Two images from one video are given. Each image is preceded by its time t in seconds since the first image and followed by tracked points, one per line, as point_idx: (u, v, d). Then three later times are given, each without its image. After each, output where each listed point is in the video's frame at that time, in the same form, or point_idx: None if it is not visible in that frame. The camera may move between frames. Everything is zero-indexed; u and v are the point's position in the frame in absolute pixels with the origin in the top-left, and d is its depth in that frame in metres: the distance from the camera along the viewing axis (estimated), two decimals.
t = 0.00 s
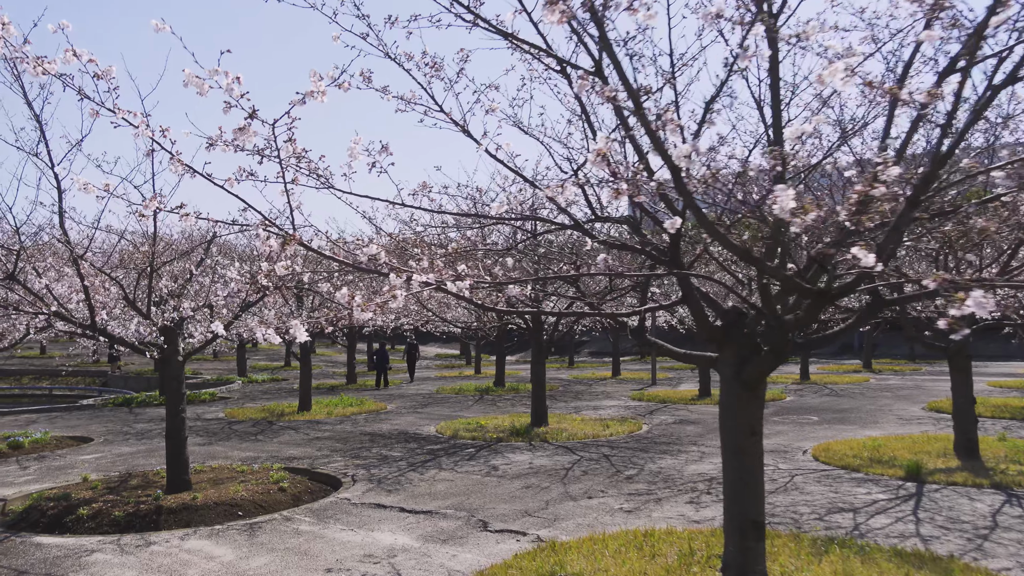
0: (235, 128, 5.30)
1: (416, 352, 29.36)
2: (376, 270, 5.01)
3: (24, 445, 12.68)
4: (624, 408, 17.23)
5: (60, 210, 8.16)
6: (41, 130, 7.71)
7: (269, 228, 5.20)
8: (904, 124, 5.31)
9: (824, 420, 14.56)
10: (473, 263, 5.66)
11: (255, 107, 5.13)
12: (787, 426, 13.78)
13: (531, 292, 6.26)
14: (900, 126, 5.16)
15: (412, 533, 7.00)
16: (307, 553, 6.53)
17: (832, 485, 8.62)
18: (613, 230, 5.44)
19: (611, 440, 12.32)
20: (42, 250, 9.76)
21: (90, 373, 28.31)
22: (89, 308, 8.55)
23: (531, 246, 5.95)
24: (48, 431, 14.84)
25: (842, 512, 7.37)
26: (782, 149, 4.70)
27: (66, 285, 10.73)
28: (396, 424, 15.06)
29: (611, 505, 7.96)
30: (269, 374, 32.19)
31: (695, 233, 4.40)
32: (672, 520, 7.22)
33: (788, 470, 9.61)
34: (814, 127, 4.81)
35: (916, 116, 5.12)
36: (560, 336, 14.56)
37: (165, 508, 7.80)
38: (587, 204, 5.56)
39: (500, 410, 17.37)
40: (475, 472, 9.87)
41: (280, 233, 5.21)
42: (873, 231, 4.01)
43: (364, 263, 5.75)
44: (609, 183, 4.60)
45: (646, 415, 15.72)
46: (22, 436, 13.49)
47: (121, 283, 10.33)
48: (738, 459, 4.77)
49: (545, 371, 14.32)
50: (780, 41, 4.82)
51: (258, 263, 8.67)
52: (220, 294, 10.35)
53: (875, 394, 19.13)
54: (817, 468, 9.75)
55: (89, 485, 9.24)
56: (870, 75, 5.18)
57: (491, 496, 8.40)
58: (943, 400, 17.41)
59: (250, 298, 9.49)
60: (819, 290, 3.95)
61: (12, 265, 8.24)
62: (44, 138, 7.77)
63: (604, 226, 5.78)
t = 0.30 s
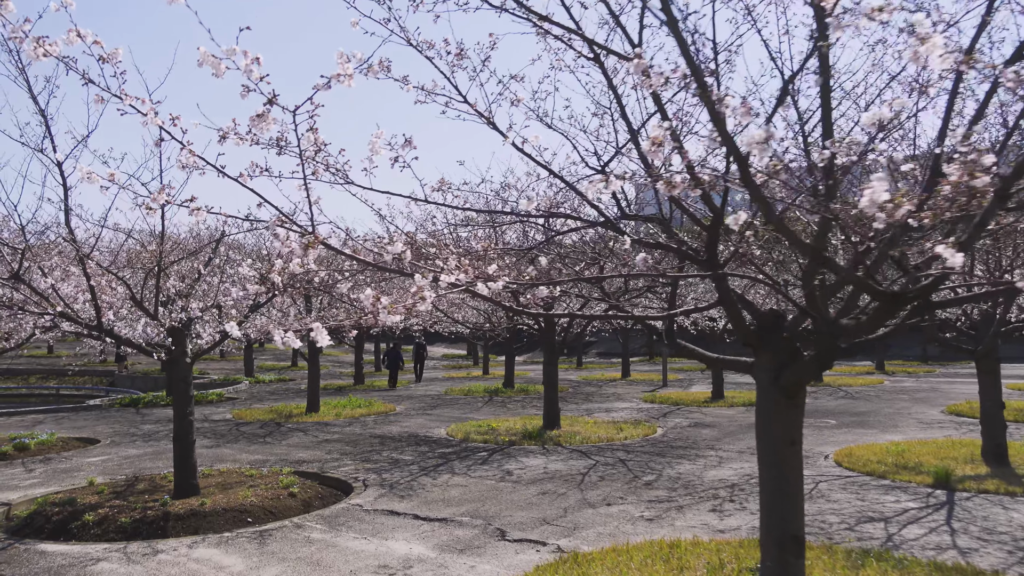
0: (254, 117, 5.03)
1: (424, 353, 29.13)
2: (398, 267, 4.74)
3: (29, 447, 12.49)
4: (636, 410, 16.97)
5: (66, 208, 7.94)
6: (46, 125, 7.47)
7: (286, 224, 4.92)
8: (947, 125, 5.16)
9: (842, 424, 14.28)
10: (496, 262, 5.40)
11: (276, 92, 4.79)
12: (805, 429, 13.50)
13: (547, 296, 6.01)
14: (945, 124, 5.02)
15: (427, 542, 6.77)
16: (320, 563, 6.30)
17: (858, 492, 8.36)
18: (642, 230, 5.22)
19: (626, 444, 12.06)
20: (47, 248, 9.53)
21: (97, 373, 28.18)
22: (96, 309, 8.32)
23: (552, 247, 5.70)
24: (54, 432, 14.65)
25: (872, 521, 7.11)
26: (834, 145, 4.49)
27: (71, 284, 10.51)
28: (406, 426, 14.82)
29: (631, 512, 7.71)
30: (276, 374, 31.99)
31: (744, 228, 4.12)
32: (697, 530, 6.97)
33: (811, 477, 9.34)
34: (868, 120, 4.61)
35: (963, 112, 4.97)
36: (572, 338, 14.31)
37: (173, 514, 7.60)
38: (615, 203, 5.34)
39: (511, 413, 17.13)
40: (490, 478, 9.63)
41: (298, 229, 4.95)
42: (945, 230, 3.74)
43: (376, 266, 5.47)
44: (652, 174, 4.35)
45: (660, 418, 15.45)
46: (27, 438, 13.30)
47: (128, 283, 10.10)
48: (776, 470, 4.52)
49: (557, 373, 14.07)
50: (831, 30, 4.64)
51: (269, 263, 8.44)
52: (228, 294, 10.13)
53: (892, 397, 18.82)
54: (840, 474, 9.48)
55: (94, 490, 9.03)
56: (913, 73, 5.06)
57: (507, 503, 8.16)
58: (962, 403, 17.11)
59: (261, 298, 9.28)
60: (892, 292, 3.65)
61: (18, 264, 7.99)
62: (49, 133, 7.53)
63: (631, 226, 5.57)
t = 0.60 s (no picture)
0: (278, 94, 4.78)
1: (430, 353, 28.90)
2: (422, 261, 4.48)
3: (34, 447, 12.28)
4: (649, 411, 16.70)
5: (71, 202, 7.70)
6: (50, 116, 7.24)
7: (305, 213, 4.66)
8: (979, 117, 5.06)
9: (860, 425, 14.00)
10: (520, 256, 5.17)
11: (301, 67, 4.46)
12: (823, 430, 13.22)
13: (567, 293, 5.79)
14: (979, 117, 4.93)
15: (443, 548, 6.53)
16: (333, 570, 6.06)
17: (886, 497, 8.09)
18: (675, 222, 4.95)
19: (642, 446, 11.80)
20: (51, 244, 9.30)
21: (102, 373, 28.03)
22: (102, 307, 8.08)
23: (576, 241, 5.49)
24: (59, 433, 14.45)
25: (905, 527, 6.85)
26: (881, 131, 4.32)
27: (76, 282, 10.28)
28: (415, 427, 14.58)
29: (654, 517, 7.45)
30: (282, 374, 31.80)
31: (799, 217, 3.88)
32: (723, 536, 6.71)
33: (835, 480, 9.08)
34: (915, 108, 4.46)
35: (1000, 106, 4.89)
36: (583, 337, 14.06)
37: (181, 518, 7.37)
38: (645, 194, 5.16)
39: (521, 413, 16.88)
40: (504, 481, 9.38)
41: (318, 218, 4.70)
42: (1021, 218, 3.50)
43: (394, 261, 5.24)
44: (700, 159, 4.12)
45: (673, 419, 15.18)
46: (32, 439, 13.10)
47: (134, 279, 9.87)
48: (819, 475, 4.29)
49: (569, 373, 13.82)
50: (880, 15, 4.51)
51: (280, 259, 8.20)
52: (237, 292, 9.90)
53: (908, 398, 18.52)
54: (865, 477, 9.22)
55: (100, 492, 8.82)
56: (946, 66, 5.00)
57: (524, 507, 7.92)
58: (980, 404, 16.81)
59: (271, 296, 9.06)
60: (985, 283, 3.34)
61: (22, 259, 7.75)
62: (53, 125, 7.29)
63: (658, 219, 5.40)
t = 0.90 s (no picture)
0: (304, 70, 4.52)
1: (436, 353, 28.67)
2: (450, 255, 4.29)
3: (38, 451, 12.09)
4: (660, 412, 16.46)
5: (73, 200, 7.47)
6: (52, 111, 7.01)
7: (324, 203, 4.46)
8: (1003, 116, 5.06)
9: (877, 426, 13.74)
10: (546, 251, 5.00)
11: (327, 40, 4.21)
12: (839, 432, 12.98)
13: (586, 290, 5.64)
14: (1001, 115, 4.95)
15: (460, 557, 6.31)
16: None
17: (914, 501, 7.86)
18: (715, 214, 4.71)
19: (656, 448, 11.57)
20: (54, 243, 9.07)
21: (107, 375, 27.88)
22: (106, 307, 7.86)
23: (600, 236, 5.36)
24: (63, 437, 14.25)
25: (938, 534, 6.61)
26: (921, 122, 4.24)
27: (80, 282, 10.07)
28: (424, 429, 14.37)
29: (675, 523, 7.23)
30: (287, 375, 31.65)
31: (852, 207, 3.73)
32: (750, 543, 6.48)
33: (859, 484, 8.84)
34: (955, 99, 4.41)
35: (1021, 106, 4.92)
36: (594, 337, 13.83)
37: (187, 525, 7.16)
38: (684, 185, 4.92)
39: (530, 415, 16.64)
40: (519, 485, 9.15)
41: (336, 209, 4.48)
42: None
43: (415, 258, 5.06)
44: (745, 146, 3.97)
45: (686, 420, 14.94)
46: (36, 442, 12.90)
47: (139, 279, 9.64)
48: (864, 483, 4.05)
49: (580, 373, 13.58)
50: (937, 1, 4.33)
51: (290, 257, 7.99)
52: (244, 291, 9.68)
53: (923, 398, 18.24)
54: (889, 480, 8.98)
55: (104, 498, 8.61)
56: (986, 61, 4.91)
57: (541, 512, 7.70)
58: (997, 403, 16.54)
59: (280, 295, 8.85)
60: None
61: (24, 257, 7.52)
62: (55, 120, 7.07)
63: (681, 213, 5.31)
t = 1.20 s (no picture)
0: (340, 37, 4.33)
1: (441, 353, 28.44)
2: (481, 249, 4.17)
3: (42, 451, 11.89)
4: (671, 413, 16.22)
5: (78, 193, 7.25)
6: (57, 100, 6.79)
7: (353, 184, 4.30)
8: None
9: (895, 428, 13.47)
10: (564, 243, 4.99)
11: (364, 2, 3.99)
12: (857, 434, 12.73)
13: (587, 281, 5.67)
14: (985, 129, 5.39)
15: (479, 563, 6.08)
16: None
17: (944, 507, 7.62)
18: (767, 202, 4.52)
19: (672, 450, 11.32)
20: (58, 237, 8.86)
21: (111, 374, 27.72)
22: (112, 303, 7.65)
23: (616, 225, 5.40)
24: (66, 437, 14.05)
25: (975, 541, 6.37)
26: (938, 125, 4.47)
27: (85, 277, 9.87)
28: (432, 430, 14.16)
29: (699, 528, 6.99)
30: (292, 374, 31.45)
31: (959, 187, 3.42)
32: (779, 550, 6.25)
33: (884, 488, 8.59)
34: (983, 98, 4.62)
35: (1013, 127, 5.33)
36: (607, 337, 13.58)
37: (195, 529, 6.94)
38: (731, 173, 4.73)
39: (540, 416, 16.40)
40: (533, 488, 8.92)
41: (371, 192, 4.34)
42: None
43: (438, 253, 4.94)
44: (804, 129, 3.92)
45: (699, 422, 14.69)
46: (39, 442, 12.70)
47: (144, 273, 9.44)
48: (917, 490, 3.82)
49: (592, 374, 13.34)
50: None
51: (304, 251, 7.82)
52: (251, 287, 9.49)
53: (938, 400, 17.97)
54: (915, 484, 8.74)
55: (110, 500, 8.40)
56: None
57: (559, 517, 7.47)
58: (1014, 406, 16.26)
59: (289, 294, 8.68)
60: None
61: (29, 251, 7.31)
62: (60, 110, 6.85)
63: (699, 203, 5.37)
